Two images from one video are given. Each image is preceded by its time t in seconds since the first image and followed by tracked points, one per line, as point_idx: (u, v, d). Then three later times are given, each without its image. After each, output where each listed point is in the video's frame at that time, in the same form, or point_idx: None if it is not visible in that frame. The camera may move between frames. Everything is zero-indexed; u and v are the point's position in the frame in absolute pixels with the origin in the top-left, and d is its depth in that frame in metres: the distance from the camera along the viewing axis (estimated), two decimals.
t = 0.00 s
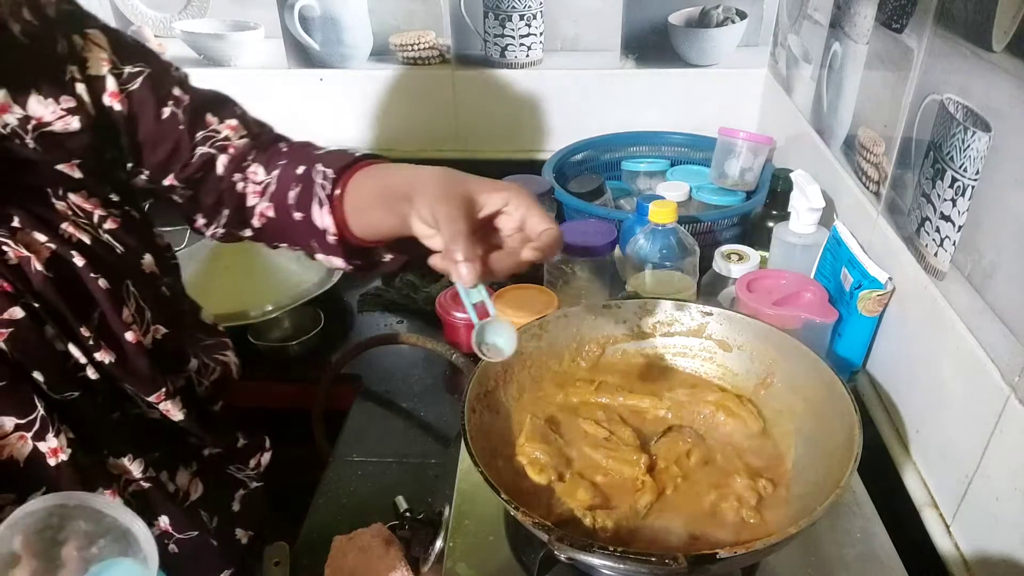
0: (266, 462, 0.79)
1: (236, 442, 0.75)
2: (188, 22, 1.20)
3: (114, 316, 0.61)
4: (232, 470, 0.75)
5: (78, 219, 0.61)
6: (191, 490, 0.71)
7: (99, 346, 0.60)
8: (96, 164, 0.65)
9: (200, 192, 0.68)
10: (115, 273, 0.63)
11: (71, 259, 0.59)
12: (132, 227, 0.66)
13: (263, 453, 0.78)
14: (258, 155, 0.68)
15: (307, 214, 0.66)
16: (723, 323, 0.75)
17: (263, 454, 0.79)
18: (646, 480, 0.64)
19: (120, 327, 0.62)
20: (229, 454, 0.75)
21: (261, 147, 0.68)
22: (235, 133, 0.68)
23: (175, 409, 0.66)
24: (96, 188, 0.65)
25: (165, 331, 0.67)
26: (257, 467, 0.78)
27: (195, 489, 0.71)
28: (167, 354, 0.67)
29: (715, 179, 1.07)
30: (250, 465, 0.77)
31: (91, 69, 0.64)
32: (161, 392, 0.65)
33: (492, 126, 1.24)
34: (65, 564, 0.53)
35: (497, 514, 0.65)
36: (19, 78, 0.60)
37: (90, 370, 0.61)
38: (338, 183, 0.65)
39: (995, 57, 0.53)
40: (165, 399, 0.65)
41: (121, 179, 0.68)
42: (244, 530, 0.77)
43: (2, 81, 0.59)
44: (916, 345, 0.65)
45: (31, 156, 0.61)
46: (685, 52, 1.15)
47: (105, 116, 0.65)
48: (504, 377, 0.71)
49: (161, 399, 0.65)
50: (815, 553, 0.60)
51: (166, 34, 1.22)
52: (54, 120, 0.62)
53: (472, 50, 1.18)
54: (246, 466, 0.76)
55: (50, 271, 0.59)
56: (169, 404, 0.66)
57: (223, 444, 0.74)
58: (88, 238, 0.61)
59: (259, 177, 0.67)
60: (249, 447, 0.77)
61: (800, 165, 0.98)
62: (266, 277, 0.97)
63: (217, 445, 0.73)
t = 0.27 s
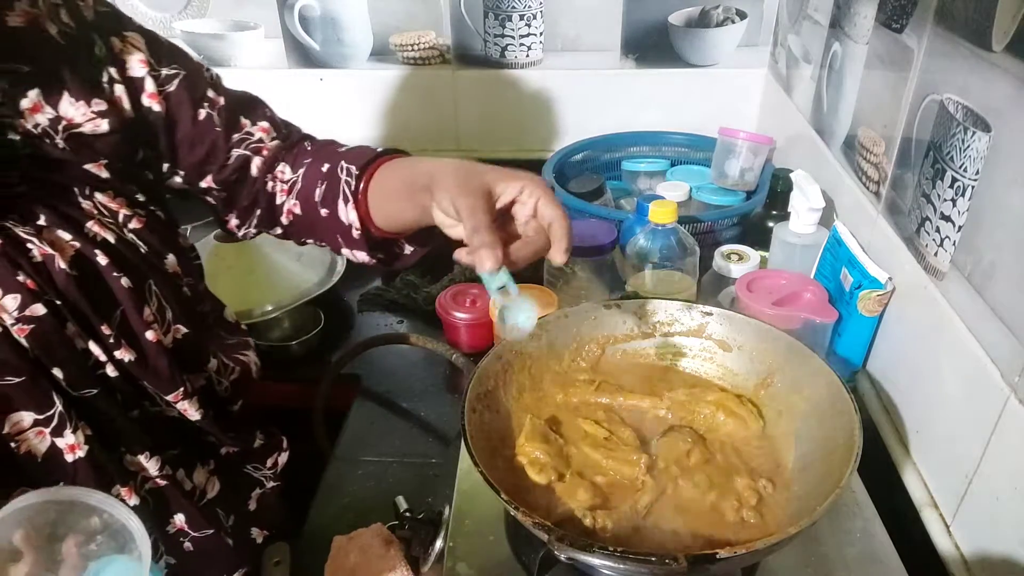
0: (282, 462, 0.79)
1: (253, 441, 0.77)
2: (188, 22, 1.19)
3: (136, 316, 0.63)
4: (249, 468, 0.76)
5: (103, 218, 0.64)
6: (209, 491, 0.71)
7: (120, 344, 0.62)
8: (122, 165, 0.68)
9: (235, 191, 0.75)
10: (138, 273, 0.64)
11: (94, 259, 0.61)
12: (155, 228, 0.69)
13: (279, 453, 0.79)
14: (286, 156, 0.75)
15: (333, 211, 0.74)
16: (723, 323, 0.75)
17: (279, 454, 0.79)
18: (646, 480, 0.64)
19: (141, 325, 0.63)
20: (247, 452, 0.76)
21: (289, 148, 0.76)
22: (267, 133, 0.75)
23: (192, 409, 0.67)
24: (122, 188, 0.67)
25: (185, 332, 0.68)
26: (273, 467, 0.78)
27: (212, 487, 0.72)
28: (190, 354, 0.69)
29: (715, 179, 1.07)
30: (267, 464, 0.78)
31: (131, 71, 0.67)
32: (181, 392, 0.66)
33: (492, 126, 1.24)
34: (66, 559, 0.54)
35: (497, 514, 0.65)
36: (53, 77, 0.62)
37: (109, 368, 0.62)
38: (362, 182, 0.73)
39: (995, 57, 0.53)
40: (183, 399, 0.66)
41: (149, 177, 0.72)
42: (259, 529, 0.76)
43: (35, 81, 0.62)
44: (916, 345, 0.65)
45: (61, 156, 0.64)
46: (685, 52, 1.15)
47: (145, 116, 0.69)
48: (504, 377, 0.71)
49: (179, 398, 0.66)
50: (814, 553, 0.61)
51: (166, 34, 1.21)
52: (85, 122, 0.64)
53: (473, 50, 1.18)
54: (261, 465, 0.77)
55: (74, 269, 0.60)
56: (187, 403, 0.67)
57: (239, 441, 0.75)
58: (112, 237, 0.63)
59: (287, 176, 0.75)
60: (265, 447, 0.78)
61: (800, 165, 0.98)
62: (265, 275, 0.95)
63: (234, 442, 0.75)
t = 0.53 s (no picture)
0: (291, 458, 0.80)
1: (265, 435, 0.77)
2: (188, 22, 1.19)
3: (151, 309, 0.64)
4: (259, 462, 0.77)
5: (115, 213, 0.64)
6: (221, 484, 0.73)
7: (137, 336, 0.63)
8: (134, 160, 0.69)
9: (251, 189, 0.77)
10: (151, 267, 0.65)
11: (108, 254, 0.62)
12: (167, 222, 0.69)
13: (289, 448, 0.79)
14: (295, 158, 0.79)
15: (358, 208, 0.80)
16: (723, 323, 0.75)
17: (289, 450, 0.80)
18: (646, 480, 0.64)
19: (156, 318, 0.64)
20: (258, 445, 0.77)
21: (292, 147, 0.79)
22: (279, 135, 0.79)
23: (206, 401, 0.68)
24: (132, 183, 0.68)
25: (199, 325, 0.69)
26: (283, 462, 0.79)
27: (224, 480, 0.73)
28: (205, 348, 0.70)
29: (715, 179, 1.07)
30: (277, 458, 0.78)
31: (155, 71, 0.68)
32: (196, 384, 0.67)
33: (493, 126, 1.24)
34: (74, 553, 0.53)
35: (497, 514, 0.65)
36: (70, 76, 0.63)
37: (126, 361, 0.63)
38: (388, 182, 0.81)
39: (995, 57, 0.53)
40: (198, 391, 0.67)
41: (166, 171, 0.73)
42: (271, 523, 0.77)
43: (52, 79, 0.62)
44: (916, 346, 0.65)
45: (73, 152, 0.64)
46: (685, 52, 1.15)
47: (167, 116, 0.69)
48: (504, 377, 0.71)
49: (193, 390, 0.67)
50: (814, 554, 0.60)
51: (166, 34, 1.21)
52: (97, 121, 0.65)
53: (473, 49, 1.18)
54: (272, 459, 0.78)
55: (88, 264, 0.61)
56: (201, 395, 0.68)
57: (251, 435, 0.76)
58: (125, 232, 0.63)
59: (299, 176, 0.79)
60: (275, 442, 0.79)
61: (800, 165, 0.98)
62: (265, 275, 0.95)
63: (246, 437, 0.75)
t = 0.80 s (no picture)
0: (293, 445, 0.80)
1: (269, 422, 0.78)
2: (188, 22, 1.19)
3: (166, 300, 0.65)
4: (263, 450, 0.77)
5: (126, 209, 0.65)
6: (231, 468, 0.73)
7: (151, 327, 0.64)
8: (138, 156, 0.69)
9: (240, 199, 0.74)
10: (163, 260, 0.66)
11: (123, 248, 0.63)
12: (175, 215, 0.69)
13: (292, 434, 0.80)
14: (299, 177, 0.74)
15: (363, 244, 0.74)
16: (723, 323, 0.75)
17: (291, 437, 0.80)
18: (646, 480, 0.64)
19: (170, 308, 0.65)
20: (262, 433, 0.77)
21: (295, 162, 0.75)
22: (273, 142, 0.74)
23: (217, 389, 0.69)
24: (140, 179, 0.68)
25: (208, 316, 0.70)
26: (287, 448, 0.79)
27: (232, 467, 0.73)
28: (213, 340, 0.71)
29: (715, 179, 1.07)
30: (280, 445, 0.78)
31: (141, 68, 0.67)
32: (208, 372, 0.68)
33: (492, 126, 1.24)
34: (112, 525, 0.52)
35: (497, 514, 0.65)
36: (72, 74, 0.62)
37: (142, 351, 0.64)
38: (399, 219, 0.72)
39: (995, 57, 0.53)
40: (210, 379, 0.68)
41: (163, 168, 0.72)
42: (278, 506, 0.77)
43: (51, 75, 0.62)
44: (916, 345, 0.65)
45: (80, 148, 0.64)
46: (685, 52, 1.15)
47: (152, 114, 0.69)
48: (504, 377, 0.71)
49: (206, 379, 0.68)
50: (814, 554, 0.60)
51: (166, 34, 1.21)
52: (100, 114, 0.65)
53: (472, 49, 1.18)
54: (277, 446, 0.78)
55: (104, 257, 0.62)
56: (212, 384, 0.69)
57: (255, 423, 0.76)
58: (136, 227, 0.64)
59: (302, 199, 0.74)
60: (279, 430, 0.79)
61: (800, 165, 0.98)
62: (264, 274, 0.95)
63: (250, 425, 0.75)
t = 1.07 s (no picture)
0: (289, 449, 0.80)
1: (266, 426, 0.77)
2: (188, 22, 1.19)
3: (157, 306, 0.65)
4: (259, 454, 0.77)
5: (113, 212, 0.64)
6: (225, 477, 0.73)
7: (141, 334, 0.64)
8: (125, 157, 0.68)
9: (257, 170, 0.79)
10: (152, 264, 0.65)
11: (110, 253, 0.62)
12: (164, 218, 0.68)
13: (288, 439, 0.79)
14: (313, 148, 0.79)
15: (388, 213, 0.80)
16: (723, 323, 0.75)
17: (288, 441, 0.80)
18: (646, 480, 0.64)
19: (161, 314, 0.65)
20: (259, 437, 0.77)
21: (304, 128, 0.78)
22: (275, 103, 0.77)
23: (212, 393, 0.69)
24: (127, 180, 0.67)
25: (199, 319, 0.70)
26: (283, 453, 0.79)
27: (227, 474, 0.73)
28: (208, 340, 0.71)
29: (715, 179, 1.07)
30: (277, 450, 0.78)
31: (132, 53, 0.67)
32: (201, 378, 0.68)
33: (492, 127, 1.24)
34: (108, 525, 0.51)
35: (497, 514, 0.65)
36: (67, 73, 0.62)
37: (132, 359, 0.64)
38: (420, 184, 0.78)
39: (995, 57, 0.53)
40: (202, 384, 0.68)
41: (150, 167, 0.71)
42: (272, 511, 0.78)
43: (37, 76, 0.60)
44: (916, 346, 0.65)
45: (66, 150, 0.63)
46: (685, 52, 1.15)
47: (151, 97, 0.69)
48: (504, 377, 0.71)
49: (198, 383, 0.68)
50: (815, 554, 0.60)
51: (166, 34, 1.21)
52: (87, 115, 0.63)
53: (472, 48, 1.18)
54: (273, 451, 0.78)
55: (92, 262, 0.61)
56: (205, 389, 0.69)
57: (251, 428, 0.76)
58: (124, 231, 0.63)
59: (322, 169, 0.79)
60: (277, 433, 0.79)
61: (800, 165, 0.98)
62: (265, 275, 0.94)
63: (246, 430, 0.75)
